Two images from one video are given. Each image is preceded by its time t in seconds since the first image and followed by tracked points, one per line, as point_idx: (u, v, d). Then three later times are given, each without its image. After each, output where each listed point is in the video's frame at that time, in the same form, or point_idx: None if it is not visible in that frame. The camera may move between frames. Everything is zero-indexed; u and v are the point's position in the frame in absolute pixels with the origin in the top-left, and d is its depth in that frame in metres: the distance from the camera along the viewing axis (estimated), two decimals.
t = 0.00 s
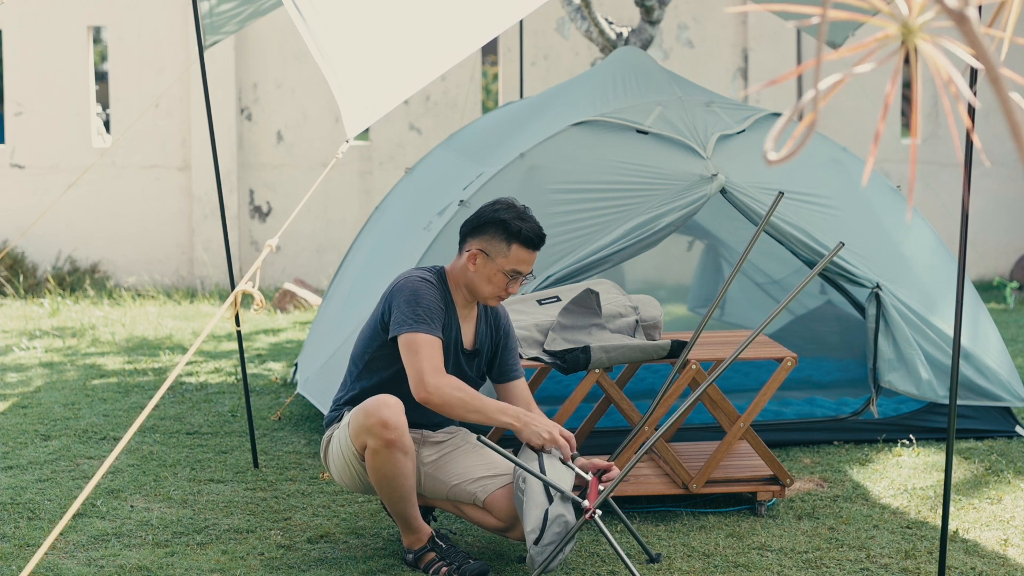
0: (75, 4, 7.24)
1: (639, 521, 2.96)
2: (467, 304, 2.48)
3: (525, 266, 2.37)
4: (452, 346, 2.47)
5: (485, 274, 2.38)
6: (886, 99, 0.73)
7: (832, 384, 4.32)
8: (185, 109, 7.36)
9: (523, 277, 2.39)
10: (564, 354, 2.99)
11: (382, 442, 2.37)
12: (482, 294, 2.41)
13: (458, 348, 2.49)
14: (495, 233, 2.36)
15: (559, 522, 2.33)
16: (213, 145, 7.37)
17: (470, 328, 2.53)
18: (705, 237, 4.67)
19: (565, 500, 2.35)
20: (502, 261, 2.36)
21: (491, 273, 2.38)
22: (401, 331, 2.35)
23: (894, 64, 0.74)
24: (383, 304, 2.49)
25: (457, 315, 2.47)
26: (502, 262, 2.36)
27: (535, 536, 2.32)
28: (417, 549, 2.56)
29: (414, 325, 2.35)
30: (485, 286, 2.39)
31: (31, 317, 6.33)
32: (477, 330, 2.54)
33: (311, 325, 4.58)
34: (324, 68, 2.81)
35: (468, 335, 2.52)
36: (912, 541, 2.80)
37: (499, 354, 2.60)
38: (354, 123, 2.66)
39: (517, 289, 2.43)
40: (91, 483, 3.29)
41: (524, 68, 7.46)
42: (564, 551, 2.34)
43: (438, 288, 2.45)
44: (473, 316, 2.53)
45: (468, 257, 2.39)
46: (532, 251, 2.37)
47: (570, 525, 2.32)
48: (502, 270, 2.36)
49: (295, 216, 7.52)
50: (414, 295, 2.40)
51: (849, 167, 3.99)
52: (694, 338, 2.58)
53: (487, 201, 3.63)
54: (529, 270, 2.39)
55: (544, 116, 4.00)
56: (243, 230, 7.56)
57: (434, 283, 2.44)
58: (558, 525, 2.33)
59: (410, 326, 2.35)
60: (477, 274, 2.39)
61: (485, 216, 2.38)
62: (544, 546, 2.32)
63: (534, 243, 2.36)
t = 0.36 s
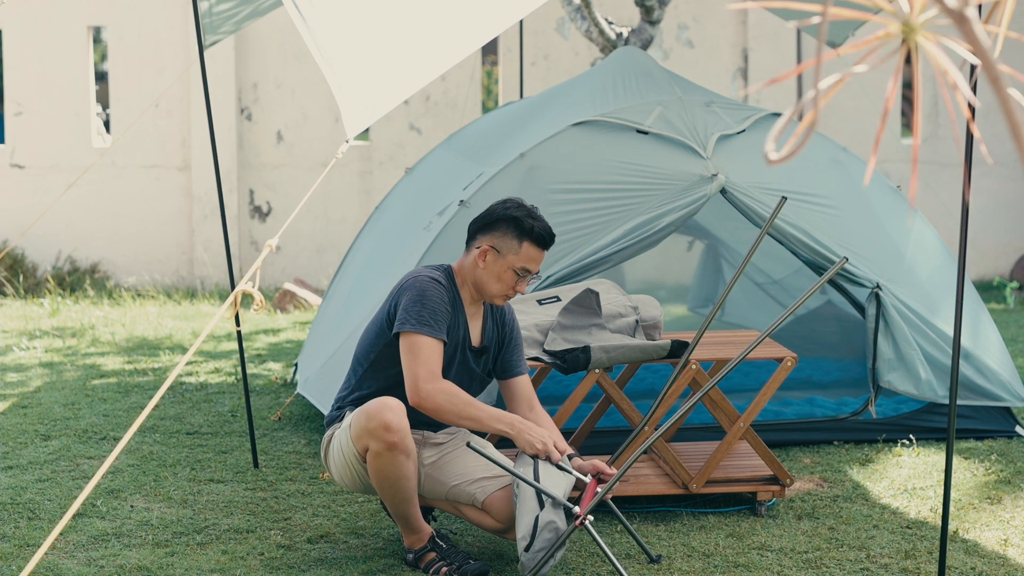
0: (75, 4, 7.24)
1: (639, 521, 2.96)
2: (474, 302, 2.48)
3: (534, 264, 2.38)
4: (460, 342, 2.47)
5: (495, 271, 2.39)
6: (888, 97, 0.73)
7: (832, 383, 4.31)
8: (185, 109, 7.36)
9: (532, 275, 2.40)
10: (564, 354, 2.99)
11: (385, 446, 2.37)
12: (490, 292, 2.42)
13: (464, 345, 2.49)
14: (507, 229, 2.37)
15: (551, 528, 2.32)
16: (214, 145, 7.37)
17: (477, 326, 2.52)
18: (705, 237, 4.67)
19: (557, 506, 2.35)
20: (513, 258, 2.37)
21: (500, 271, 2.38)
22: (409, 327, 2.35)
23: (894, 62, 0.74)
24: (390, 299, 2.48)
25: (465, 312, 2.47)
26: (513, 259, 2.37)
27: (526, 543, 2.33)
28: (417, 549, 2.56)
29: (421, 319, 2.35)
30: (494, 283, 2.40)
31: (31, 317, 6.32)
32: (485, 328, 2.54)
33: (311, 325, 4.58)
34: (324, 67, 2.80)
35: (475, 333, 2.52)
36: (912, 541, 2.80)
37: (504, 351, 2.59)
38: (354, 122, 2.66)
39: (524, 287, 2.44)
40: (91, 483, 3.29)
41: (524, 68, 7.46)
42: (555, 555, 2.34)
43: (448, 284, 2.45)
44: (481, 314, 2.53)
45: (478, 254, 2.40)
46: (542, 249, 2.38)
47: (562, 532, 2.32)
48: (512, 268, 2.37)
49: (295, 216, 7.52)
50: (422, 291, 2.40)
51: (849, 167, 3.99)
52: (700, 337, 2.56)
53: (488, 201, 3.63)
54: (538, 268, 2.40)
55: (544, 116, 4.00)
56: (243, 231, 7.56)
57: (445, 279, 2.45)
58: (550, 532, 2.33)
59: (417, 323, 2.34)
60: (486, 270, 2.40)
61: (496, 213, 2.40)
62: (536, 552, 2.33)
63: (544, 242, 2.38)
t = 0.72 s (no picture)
0: (75, 3, 7.24)
1: (639, 521, 2.96)
2: (473, 307, 2.48)
3: (535, 273, 2.39)
4: (458, 347, 2.47)
5: (496, 277, 2.39)
6: (886, 96, 0.73)
7: (832, 383, 4.32)
8: (185, 109, 7.36)
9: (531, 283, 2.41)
10: (564, 354, 2.98)
11: (391, 444, 2.37)
12: (489, 298, 2.42)
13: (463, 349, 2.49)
14: (509, 237, 2.37)
15: (554, 528, 2.32)
16: (213, 145, 7.37)
17: (475, 330, 2.53)
18: (705, 237, 4.67)
19: (563, 509, 2.35)
20: (514, 266, 2.37)
21: (501, 278, 2.39)
22: (412, 333, 2.35)
23: (894, 63, 0.74)
24: (393, 301, 2.48)
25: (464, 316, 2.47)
26: (514, 267, 2.37)
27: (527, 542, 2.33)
28: (417, 549, 2.56)
29: (424, 326, 2.35)
30: (494, 290, 2.40)
31: (31, 317, 6.32)
32: (482, 332, 2.54)
33: (312, 325, 4.58)
34: (324, 68, 2.81)
35: (473, 337, 2.52)
36: (912, 541, 2.80)
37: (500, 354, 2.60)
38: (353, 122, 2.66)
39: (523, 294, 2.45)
40: (91, 483, 3.29)
41: (524, 68, 7.46)
42: (558, 557, 2.35)
43: (449, 288, 2.45)
44: (479, 318, 2.53)
45: (480, 261, 2.40)
46: (543, 258, 2.39)
47: (564, 532, 2.32)
48: (512, 275, 2.38)
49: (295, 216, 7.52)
50: (425, 296, 2.39)
51: (849, 167, 3.99)
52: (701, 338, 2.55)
53: (488, 201, 3.63)
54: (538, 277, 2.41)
55: (543, 116, 4.00)
56: (243, 231, 7.55)
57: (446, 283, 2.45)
58: (554, 533, 2.33)
59: (421, 329, 2.34)
60: (487, 276, 2.40)
61: (499, 220, 2.40)
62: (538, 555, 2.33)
63: (545, 252, 2.38)
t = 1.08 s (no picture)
0: (75, 3, 7.24)
1: (639, 521, 2.96)
2: (460, 306, 2.48)
3: (503, 261, 2.34)
4: (447, 349, 2.48)
5: (467, 273, 2.37)
6: (887, 95, 0.73)
7: (832, 383, 4.32)
8: (185, 109, 7.36)
9: (507, 275, 2.36)
10: (564, 354, 2.98)
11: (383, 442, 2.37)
12: (468, 294, 2.41)
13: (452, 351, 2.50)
14: (474, 231, 2.34)
15: (553, 533, 2.32)
16: (214, 145, 7.37)
17: (464, 329, 2.53)
18: (705, 237, 4.67)
19: (564, 513, 2.35)
20: (480, 259, 2.34)
21: (471, 272, 2.37)
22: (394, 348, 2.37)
23: (894, 61, 0.74)
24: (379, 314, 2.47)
25: (450, 315, 2.47)
26: (480, 259, 2.34)
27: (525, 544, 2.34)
28: (416, 549, 2.56)
29: (406, 340, 2.36)
30: (469, 286, 2.39)
31: (31, 317, 6.33)
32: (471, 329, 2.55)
33: (312, 325, 4.58)
34: (324, 68, 2.79)
35: (462, 336, 2.52)
36: (912, 541, 2.80)
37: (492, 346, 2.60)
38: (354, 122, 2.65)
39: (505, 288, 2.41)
40: (91, 483, 3.29)
41: (524, 68, 7.46)
42: (558, 559, 2.36)
43: (432, 292, 2.45)
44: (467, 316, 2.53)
45: (450, 258, 2.39)
46: (511, 247, 2.34)
47: (563, 535, 2.32)
48: (480, 267, 2.35)
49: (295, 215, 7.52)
50: (408, 310, 2.39)
51: (850, 167, 3.98)
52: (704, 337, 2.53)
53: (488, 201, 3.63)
54: (511, 265, 2.35)
55: (544, 117, 4.00)
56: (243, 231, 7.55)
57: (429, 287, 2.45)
58: (554, 537, 2.33)
59: (404, 344, 2.36)
60: (460, 273, 2.39)
61: (465, 214, 2.38)
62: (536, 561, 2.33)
63: (511, 238, 2.33)
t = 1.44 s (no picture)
0: (75, 4, 7.24)
1: (640, 521, 2.96)
2: (452, 312, 2.48)
3: (480, 271, 2.32)
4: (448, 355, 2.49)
5: (448, 285, 2.37)
6: (886, 97, 0.73)
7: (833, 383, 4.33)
8: (185, 109, 7.36)
9: (487, 282, 2.35)
10: (565, 354, 2.99)
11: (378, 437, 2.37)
12: (455, 304, 2.40)
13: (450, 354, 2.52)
14: (449, 244, 2.33)
15: (555, 531, 2.32)
16: (213, 145, 7.37)
17: (457, 332, 2.54)
18: (705, 237, 4.67)
19: (564, 510, 2.34)
20: (457, 270, 2.33)
21: (451, 285, 2.36)
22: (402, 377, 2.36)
23: (894, 62, 0.74)
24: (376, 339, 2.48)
25: (444, 324, 2.47)
26: (457, 271, 2.34)
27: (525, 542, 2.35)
28: (411, 548, 2.57)
29: (415, 366, 2.34)
30: (452, 297, 2.38)
31: (31, 317, 6.33)
32: (465, 329, 2.56)
33: (311, 325, 4.58)
34: (326, 72, 2.81)
35: (456, 338, 2.53)
36: (912, 541, 2.80)
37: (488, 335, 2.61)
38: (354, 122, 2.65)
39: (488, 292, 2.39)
40: (91, 483, 3.29)
41: (524, 68, 7.46)
42: (560, 555, 2.36)
43: (427, 305, 2.44)
44: (459, 319, 2.53)
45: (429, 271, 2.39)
46: (487, 255, 2.32)
47: (563, 532, 2.32)
48: (459, 280, 2.34)
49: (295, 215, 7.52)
50: (409, 336, 2.37)
51: (850, 167, 3.98)
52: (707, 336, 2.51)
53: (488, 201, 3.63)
54: (488, 273, 2.33)
55: (544, 117, 3.99)
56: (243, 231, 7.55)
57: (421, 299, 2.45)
58: (557, 533, 2.33)
59: (413, 371, 2.34)
60: (443, 286, 2.38)
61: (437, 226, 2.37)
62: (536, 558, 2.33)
63: (483, 247, 2.31)
